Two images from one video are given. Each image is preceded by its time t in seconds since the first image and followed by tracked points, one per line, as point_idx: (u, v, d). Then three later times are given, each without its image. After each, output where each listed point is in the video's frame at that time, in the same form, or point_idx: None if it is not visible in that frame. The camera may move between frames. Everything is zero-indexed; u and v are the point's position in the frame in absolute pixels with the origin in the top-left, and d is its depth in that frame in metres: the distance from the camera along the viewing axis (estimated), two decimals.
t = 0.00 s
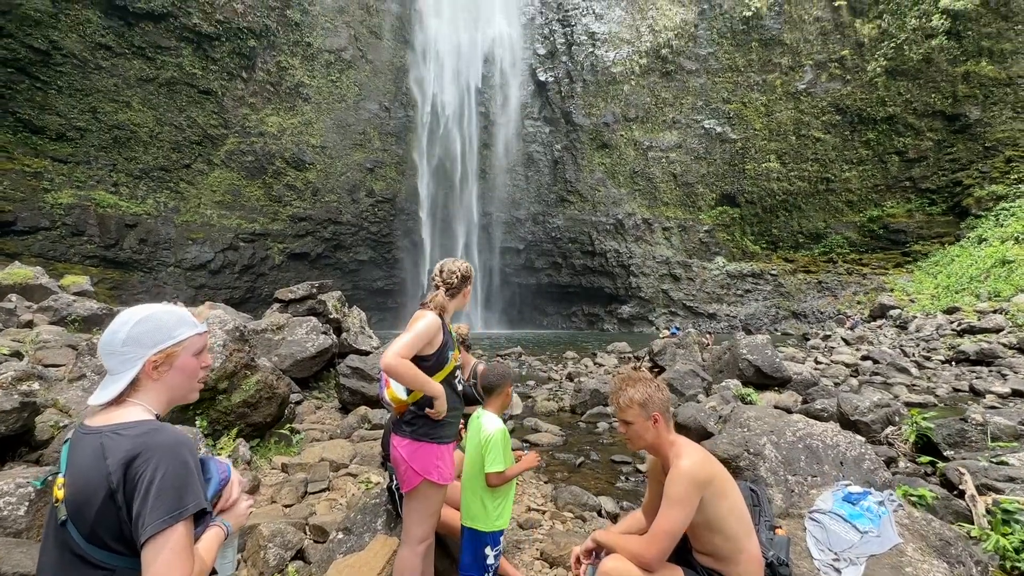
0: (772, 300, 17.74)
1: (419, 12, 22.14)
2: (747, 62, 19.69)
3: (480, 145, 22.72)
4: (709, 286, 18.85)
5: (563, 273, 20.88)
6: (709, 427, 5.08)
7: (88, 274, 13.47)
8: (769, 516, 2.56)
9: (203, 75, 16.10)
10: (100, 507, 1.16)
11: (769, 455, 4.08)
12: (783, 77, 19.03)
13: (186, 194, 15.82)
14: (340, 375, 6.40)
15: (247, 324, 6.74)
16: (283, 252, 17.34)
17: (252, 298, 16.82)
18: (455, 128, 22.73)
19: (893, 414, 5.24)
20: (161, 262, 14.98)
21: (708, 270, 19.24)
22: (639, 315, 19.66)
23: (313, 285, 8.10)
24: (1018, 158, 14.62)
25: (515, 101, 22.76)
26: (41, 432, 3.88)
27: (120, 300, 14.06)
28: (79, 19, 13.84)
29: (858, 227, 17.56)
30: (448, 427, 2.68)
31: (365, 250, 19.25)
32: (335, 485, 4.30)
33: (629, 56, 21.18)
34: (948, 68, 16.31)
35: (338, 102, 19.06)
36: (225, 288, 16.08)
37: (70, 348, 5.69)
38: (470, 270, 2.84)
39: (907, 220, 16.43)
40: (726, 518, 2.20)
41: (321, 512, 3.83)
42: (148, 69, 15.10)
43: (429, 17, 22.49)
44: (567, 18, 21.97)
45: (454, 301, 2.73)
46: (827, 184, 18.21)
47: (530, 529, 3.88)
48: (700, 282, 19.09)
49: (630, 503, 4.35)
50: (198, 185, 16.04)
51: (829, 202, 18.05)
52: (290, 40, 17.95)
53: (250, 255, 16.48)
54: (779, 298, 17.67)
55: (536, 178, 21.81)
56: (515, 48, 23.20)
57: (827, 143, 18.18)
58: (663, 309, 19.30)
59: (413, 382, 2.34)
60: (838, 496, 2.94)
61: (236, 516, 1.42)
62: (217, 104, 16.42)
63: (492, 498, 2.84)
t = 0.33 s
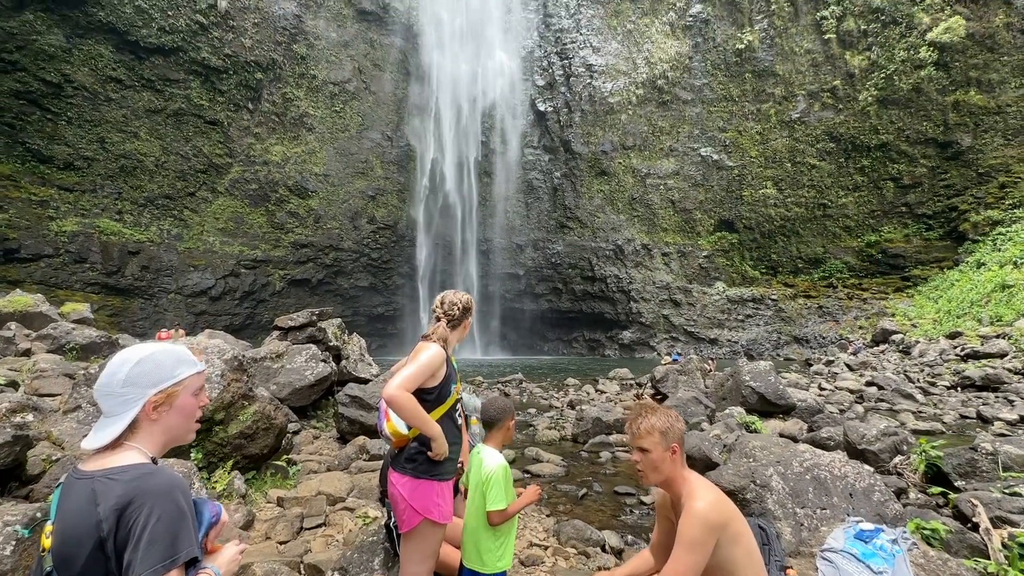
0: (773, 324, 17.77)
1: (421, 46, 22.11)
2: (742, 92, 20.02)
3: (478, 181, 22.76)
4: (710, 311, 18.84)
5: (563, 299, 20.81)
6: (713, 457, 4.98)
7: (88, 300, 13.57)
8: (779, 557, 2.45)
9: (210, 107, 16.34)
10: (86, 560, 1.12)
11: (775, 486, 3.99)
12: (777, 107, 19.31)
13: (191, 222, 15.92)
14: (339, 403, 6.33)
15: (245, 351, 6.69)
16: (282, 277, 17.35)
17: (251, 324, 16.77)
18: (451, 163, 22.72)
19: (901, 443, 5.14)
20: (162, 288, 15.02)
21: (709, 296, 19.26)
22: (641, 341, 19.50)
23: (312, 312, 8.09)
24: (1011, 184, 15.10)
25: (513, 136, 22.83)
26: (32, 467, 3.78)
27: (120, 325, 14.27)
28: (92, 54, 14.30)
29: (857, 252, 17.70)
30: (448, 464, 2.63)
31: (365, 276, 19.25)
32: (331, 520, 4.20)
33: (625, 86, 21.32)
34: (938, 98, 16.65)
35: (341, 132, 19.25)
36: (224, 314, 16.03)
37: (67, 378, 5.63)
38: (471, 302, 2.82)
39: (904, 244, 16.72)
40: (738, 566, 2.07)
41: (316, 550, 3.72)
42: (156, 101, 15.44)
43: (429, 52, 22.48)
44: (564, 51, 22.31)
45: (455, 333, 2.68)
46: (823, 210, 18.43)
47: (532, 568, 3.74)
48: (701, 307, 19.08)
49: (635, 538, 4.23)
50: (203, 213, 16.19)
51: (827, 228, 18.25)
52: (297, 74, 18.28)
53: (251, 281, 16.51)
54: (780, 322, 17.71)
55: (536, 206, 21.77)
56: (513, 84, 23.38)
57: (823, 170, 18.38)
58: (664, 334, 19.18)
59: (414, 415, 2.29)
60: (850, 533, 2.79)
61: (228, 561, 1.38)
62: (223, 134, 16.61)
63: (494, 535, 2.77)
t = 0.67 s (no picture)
0: (776, 350, 17.91)
1: (422, 80, 22.21)
2: (736, 122, 20.40)
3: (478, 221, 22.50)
4: (711, 337, 18.79)
5: (563, 325, 20.62)
6: (720, 488, 4.87)
7: (88, 329, 13.51)
8: None
9: (216, 138, 16.65)
10: None
11: (785, 520, 3.89)
12: (771, 134, 19.64)
13: (193, 250, 16.03)
14: (337, 435, 6.24)
15: (243, 381, 6.63)
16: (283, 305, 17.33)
17: (250, 352, 16.67)
18: (450, 211, 22.43)
19: (910, 473, 5.05)
20: (162, 316, 14.98)
21: (710, 322, 19.23)
22: (642, 367, 19.18)
23: (312, 340, 8.05)
24: (1006, 211, 15.57)
25: (514, 184, 22.61)
26: (21, 504, 3.68)
27: (118, 354, 14.13)
28: (103, 88, 14.66)
29: (856, 277, 17.94)
30: (445, 500, 2.57)
31: (364, 304, 19.15)
32: (327, 558, 4.07)
33: (622, 117, 21.46)
34: (929, 126, 17.00)
35: (344, 161, 19.30)
36: (223, 342, 15.98)
37: (62, 409, 5.56)
38: (472, 335, 2.77)
39: (904, 270, 17.01)
40: None
41: None
42: (164, 133, 15.72)
43: (429, 100, 22.50)
44: (563, 83, 22.42)
45: (455, 367, 2.64)
46: (821, 236, 18.57)
47: None
48: (702, 333, 19.02)
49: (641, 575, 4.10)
50: (205, 241, 16.29)
51: (825, 252, 18.42)
52: (301, 106, 18.55)
53: (252, 308, 16.46)
54: (783, 348, 17.80)
55: (536, 233, 21.71)
56: (514, 132, 23.23)
57: (819, 197, 18.65)
58: (666, 360, 19.00)
59: (410, 451, 2.24)
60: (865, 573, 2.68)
61: None
62: (227, 164, 16.86)
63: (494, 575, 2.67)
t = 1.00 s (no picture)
0: (779, 377, 17.85)
1: (423, 112, 21.96)
2: (732, 150, 20.42)
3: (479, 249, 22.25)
4: (714, 364, 18.59)
5: (563, 351, 20.31)
6: (729, 523, 4.70)
7: (87, 359, 13.47)
8: None
9: (221, 169, 16.83)
10: None
11: (796, 557, 3.77)
12: (766, 162, 19.74)
13: (194, 279, 16.04)
14: (334, 467, 6.11)
15: (241, 412, 6.56)
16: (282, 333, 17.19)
17: (248, 381, 16.50)
18: (450, 271, 21.89)
19: (923, 505, 4.93)
20: (162, 345, 14.87)
21: (712, 348, 19.05)
22: (647, 395, 18.86)
23: (311, 370, 8.01)
24: (1002, 236, 16.08)
25: (515, 245, 22.01)
26: (7, 544, 3.56)
27: (115, 386, 13.95)
28: (111, 122, 15.07)
29: (857, 302, 18.03)
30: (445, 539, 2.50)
31: (365, 331, 18.97)
32: None
33: (620, 146, 21.20)
34: (922, 154, 17.49)
35: (346, 191, 19.11)
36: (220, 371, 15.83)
37: (56, 442, 5.48)
38: (472, 369, 2.75)
39: (904, 295, 17.25)
40: None
41: None
42: (170, 164, 15.92)
43: (430, 156, 22.06)
44: (562, 115, 22.24)
45: (456, 402, 2.60)
46: (820, 261, 18.67)
47: None
48: (704, 360, 18.81)
49: None
50: (207, 270, 16.28)
51: (825, 278, 18.47)
52: (305, 138, 18.63)
53: (251, 335, 16.38)
54: (786, 374, 17.78)
55: (536, 260, 21.44)
56: (515, 188, 22.73)
57: (816, 224, 18.81)
58: (669, 388, 18.69)
59: (406, 491, 2.19)
60: None
61: None
62: (231, 195, 16.97)
63: None
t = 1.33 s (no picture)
0: (784, 405, 17.63)
1: (425, 143, 22.37)
2: (727, 180, 20.44)
3: (480, 277, 22.30)
4: (718, 393, 18.32)
5: (565, 380, 20.03)
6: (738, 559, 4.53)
7: (82, 390, 13.38)
8: None
9: (225, 201, 16.95)
10: None
11: None
12: (763, 191, 19.89)
13: (194, 308, 15.97)
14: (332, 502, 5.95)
15: (237, 447, 6.51)
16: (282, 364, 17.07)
17: (246, 412, 16.31)
18: (449, 327, 21.64)
19: (938, 540, 4.77)
20: (160, 376, 14.73)
21: (715, 376, 18.79)
22: (650, 424, 18.46)
23: (309, 403, 8.05)
24: (999, 261, 16.52)
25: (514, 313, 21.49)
26: None
27: (109, 417, 13.79)
28: (119, 155, 15.28)
29: (859, 328, 18.05)
30: None
31: (365, 360, 18.86)
32: None
33: (617, 176, 20.95)
34: (914, 180, 17.90)
35: (347, 222, 19.25)
36: (217, 403, 15.64)
37: (46, 479, 5.37)
38: (471, 401, 2.72)
39: (905, 320, 17.40)
40: None
41: None
42: (174, 196, 16.09)
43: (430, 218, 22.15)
44: (559, 146, 22.25)
45: (455, 435, 2.57)
46: (820, 287, 18.70)
47: None
48: (708, 389, 18.54)
49: None
50: (207, 300, 16.23)
51: (825, 305, 18.47)
52: (307, 169, 18.86)
53: (250, 366, 16.26)
54: (790, 403, 17.58)
55: (535, 288, 21.40)
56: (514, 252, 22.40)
57: (815, 251, 18.89)
58: (671, 417, 18.37)
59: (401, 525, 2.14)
60: None
61: None
62: (234, 226, 17.04)
63: None
